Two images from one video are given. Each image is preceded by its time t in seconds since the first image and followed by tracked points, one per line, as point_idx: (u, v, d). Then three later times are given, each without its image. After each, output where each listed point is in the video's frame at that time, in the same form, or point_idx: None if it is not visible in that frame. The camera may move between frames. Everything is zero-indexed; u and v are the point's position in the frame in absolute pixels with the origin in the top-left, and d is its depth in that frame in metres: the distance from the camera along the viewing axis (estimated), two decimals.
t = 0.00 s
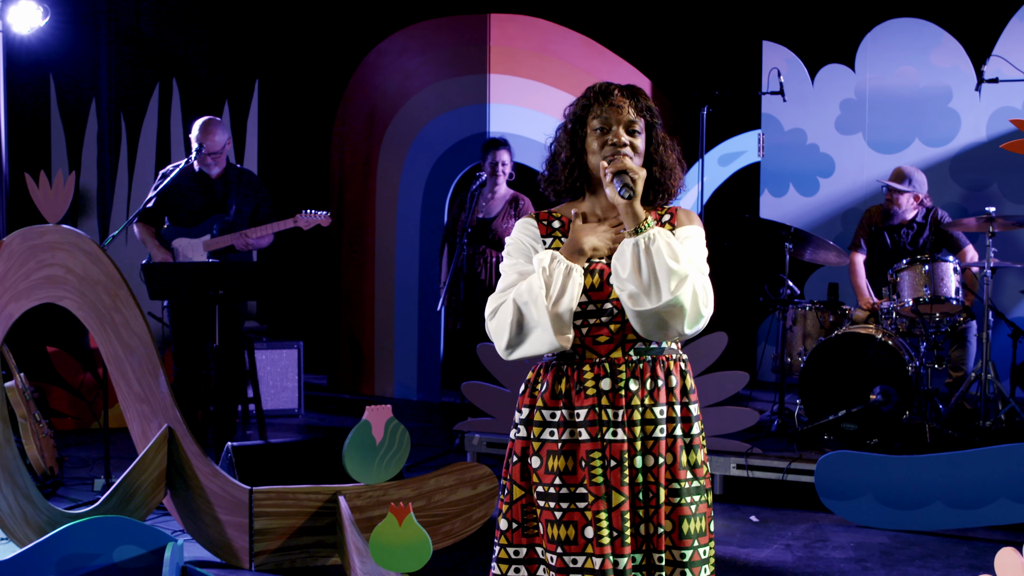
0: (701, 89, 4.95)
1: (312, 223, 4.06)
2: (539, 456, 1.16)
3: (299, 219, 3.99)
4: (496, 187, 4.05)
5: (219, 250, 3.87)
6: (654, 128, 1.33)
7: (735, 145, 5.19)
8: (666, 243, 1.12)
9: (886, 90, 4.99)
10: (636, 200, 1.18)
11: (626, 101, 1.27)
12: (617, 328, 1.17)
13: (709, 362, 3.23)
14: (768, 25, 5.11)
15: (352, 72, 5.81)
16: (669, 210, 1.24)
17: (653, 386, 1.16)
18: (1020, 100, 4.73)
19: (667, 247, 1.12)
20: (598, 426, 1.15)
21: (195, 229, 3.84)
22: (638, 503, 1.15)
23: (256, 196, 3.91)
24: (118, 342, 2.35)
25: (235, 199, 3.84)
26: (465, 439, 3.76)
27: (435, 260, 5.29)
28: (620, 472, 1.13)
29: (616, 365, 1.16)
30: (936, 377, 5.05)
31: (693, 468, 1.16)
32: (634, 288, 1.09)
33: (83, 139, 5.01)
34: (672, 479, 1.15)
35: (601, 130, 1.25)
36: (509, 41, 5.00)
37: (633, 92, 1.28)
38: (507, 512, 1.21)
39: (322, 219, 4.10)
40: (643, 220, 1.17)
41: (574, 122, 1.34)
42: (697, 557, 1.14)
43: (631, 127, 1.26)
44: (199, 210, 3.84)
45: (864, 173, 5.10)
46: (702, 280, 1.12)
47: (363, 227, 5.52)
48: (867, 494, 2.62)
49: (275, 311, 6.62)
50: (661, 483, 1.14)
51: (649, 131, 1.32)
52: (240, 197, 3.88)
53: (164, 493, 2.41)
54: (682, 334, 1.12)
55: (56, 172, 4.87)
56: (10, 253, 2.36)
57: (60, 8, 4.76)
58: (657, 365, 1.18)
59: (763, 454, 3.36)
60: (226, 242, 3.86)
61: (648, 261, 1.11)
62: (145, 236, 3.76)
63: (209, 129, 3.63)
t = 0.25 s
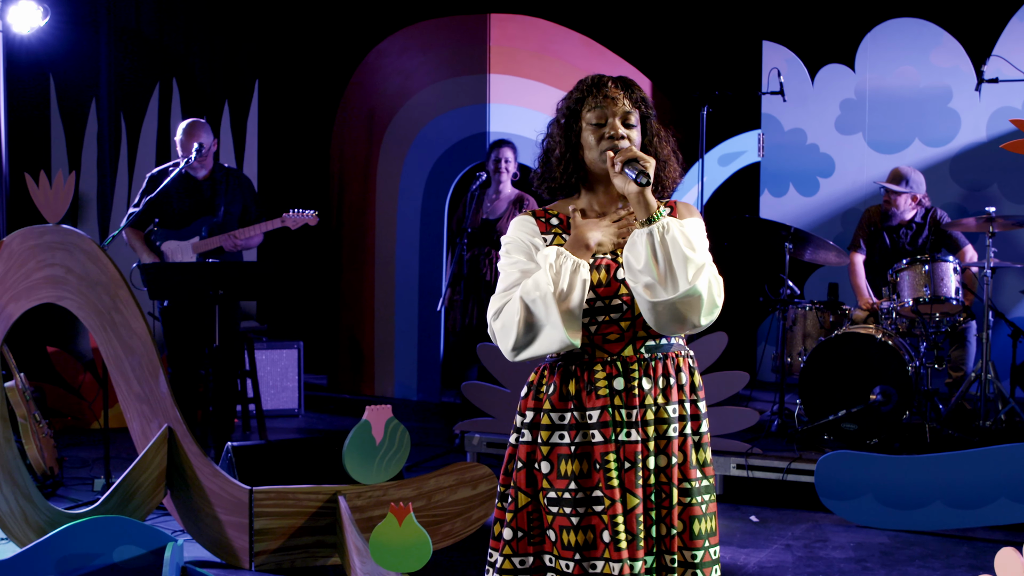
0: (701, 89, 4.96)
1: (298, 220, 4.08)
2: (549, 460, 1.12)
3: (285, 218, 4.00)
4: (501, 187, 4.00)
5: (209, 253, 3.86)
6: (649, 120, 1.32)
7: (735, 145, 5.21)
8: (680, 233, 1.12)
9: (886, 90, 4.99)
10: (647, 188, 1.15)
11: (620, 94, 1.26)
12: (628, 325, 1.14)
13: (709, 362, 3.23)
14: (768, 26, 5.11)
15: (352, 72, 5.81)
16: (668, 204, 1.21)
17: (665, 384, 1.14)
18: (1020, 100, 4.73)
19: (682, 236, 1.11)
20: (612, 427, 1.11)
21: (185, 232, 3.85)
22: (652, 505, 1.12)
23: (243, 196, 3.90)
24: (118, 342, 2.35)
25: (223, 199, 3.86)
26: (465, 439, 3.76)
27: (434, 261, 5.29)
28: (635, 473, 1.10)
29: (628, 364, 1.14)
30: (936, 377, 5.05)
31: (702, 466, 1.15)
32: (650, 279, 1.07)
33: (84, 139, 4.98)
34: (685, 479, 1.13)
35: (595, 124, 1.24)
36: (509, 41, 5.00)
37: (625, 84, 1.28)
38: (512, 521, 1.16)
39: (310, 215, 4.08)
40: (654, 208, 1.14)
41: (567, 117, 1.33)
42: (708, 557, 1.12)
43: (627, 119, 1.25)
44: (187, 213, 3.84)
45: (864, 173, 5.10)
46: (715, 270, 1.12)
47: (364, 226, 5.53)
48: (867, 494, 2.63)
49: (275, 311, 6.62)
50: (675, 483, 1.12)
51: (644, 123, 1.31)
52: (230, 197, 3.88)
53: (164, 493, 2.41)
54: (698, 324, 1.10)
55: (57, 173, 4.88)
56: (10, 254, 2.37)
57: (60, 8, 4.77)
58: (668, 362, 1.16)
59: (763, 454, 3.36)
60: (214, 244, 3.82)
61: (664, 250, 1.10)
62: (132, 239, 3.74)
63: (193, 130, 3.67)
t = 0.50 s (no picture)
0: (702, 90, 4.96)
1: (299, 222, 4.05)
2: (553, 467, 1.12)
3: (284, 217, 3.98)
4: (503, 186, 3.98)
5: (209, 253, 3.81)
6: (646, 115, 1.31)
7: (736, 146, 5.23)
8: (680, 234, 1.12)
9: (886, 90, 4.99)
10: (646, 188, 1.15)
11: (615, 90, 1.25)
12: (630, 328, 1.13)
13: (709, 362, 3.23)
14: (768, 26, 5.11)
15: (352, 72, 5.82)
16: (669, 201, 1.22)
17: (669, 389, 1.14)
18: (1020, 100, 4.73)
19: (683, 237, 1.11)
20: (617, 434, 1.11)
21: (183, 232, 3.84)
22: (659, 513, 1.11)
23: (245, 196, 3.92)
24: (118, 342, 2.35)
25: (221, 199, 3.86)
26: (465, 439, 3.76)
27: (434, 261, 5.29)
28: (641, 481, 1.10)
29: (632, 369, 1.13)
30: (936, 377, 5.05)
31: (705, 472, 1.15)
32: (652, 281, 1.07)
33: (83, 140, 5.01)
34: (690, 485, 1.13)
35: (591, 122, 1.24)
36: (509, 41, 5.00)
37: (620, 79, 1.27)
38: (513, 529, 1.15)
39: (309, 215, 4.08)
40: (654, 209, 1.13)
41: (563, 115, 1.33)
42: (713, 564, 1.13)
43: (622, 115, 1.24)
44: (184, 214, 3.84)
45: (864, 173, 5.10)
46: (717, 270, 1.12)
47: (363, 226, 5.53)
48: (867, 494, 2.67)
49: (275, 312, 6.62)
50: (682, 490, 1.12)
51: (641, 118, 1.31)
52: (228, 196, 3.88)
53: (164, 493, 2.41)
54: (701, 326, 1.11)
55: (56, 172, 4.88)
56: (10, 254, 2.37)
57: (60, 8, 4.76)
58: (671, 366, 1.16)
59: (763, 454, 3.37)
60: (213, 243, 3.79)
61: (665, 252, 1.09)
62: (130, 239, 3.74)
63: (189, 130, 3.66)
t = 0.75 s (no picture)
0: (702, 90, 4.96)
1: (296, 216, 4.05)
2: (540, 473, 1.12)
3: (283, 213, 3.97)
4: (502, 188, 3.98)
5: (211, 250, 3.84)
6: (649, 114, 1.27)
7: (735, 145, 5.21)
8: (667, 243, 1.09)
9: (886, 90, 4.99)
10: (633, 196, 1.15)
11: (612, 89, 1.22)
12: (621, 336, 1.12)
13: (709, 362, 3.23)
14: (768, 26, 5.11)
15: (351, 73, 5.82)
16: (673, 205, 1.21)
17: (661, 398, 1.12)
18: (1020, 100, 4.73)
19: (669, 247, 1.09)
20: (603, 442, 1.10)
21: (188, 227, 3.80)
22: (649, 525, 1.10)
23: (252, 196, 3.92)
24: (118, 342, 2.35)
25: (227, 197, 3.86)
26: (465, 439, 3.76)
27: (434, 261, 5.29)
28: (627, 491, 1.08)
29: (621, 377, 1.12)
30: (936, 377, 5.05)
31: (704, 482, 1.12)
32: (635, 293, 1.06)
33: (83, 139, 5.02)
34: (684, 496, 1.11)
35: (587, 122, 1.21)
36: (509, 41, 5.00)
37: (618, 78, 1.23)
38: (503, 533, 1.14)
39: (307, 209, 4.06)
40: (640, 219, 1.14)
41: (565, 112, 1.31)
42: None
43: (618, 116, 1.21)
44: (192, 207, 3.83)
45: (864, 173, 5.10)
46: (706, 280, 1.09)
47: (364, 226, 5.53)
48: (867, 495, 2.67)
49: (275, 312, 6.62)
50: (676, 501, 1.10)
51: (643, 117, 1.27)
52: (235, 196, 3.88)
53: (164, 493, 2.41)
54: (689, 337, 1.09)
55: (56, 172, 4.88)
56: (11, 253, 2.37)
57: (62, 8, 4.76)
58: (665, 374, 1.13)
59: (763, 454, 3.36)
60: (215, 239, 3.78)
61: (650, 263, 1.07)
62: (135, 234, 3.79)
63: (202, 129, 3.64)
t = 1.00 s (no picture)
0: (702, 90, 4.96)
1: (298, 214, 4.04)
2: (522, 473, 1.12)
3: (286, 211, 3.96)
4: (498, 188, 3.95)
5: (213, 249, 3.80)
6: (653, 114, 1.21)
7: (736, 145, 5.22)
8: (641, 256, 1.03)
9: (886, 90, 4.99)
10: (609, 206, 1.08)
11: (610, 89, 1.18)
12: (607, 344, 1.10)
13: (709, 362, 3.23)
14: (768, 26, 5.11)
15: (351, 73, 5.82)
16: (675, 209, 1.16)
17: (644, 408, 1.08)
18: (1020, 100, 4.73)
19: (642, 261, 1.03)
20: (579, 450, 1.08)
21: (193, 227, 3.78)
22: (625, 536, 1.07)
23: (255, 195, 3.92)
24: (118, 342, 2.35)
25: (232, 197, 3.85)
26: (465, 439, 3.76)
27: (434, 260, 5.29)
28: (600, 501, 1.06)
29: (603, 385, 1.09)
30: (936, 377, 5.05)
31: (695, 494, 1.09)
32: (605, 309, 1.03)
33: (84, 139, 5.01)
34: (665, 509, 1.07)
35: (584, 124, 1.18)
36: (509, 41, 5.00)
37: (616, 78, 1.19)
38: (493, 530, 1.16)
39: (309, 208, 4.06)
40: (616, 231, 1.07)
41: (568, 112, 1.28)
42: None
43: (615, 118, 1.16)
44: (196, 207, 3.84)
45: (864, 173, 5.10)
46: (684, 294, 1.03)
47: (364, 226, 5.53)
48: (867, 495, 2.67)
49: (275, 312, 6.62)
50: (659, 513, 1.06)
51: (646, 116, 1.21)
52: (239, 197, 3.87)
53: (164, 493, 2.41)
54: (666, 352, 1.04)
55: (56, 172, 4.88)
56: (11, 254, 2.37)
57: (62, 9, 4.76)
58: (651, 383, 1.10)
59: (763, 454, 3.36)
60: (218, 237, 3.76)
61: (619, 278, 1.03)
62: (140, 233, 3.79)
63: (207, 129, 3.64)
